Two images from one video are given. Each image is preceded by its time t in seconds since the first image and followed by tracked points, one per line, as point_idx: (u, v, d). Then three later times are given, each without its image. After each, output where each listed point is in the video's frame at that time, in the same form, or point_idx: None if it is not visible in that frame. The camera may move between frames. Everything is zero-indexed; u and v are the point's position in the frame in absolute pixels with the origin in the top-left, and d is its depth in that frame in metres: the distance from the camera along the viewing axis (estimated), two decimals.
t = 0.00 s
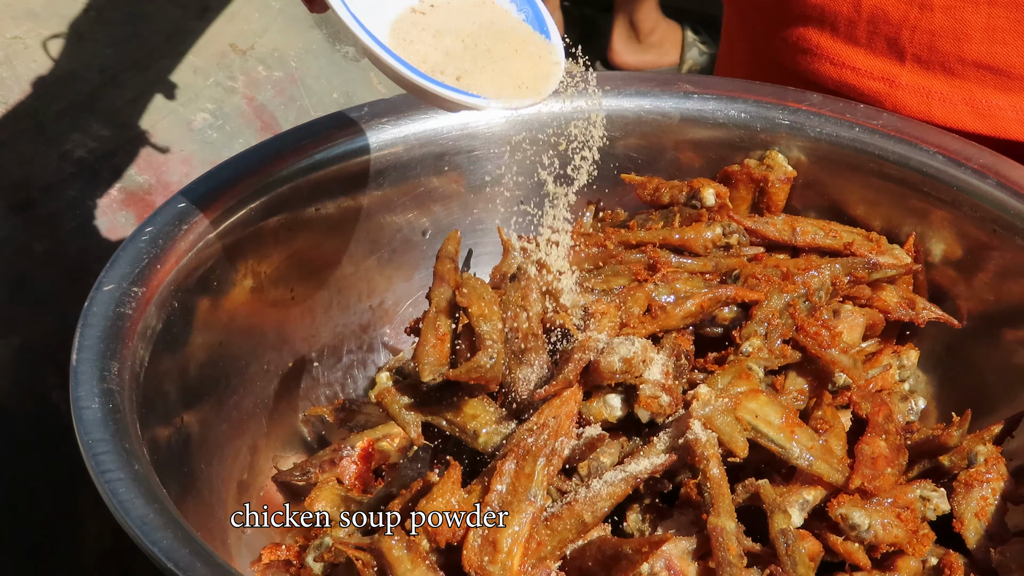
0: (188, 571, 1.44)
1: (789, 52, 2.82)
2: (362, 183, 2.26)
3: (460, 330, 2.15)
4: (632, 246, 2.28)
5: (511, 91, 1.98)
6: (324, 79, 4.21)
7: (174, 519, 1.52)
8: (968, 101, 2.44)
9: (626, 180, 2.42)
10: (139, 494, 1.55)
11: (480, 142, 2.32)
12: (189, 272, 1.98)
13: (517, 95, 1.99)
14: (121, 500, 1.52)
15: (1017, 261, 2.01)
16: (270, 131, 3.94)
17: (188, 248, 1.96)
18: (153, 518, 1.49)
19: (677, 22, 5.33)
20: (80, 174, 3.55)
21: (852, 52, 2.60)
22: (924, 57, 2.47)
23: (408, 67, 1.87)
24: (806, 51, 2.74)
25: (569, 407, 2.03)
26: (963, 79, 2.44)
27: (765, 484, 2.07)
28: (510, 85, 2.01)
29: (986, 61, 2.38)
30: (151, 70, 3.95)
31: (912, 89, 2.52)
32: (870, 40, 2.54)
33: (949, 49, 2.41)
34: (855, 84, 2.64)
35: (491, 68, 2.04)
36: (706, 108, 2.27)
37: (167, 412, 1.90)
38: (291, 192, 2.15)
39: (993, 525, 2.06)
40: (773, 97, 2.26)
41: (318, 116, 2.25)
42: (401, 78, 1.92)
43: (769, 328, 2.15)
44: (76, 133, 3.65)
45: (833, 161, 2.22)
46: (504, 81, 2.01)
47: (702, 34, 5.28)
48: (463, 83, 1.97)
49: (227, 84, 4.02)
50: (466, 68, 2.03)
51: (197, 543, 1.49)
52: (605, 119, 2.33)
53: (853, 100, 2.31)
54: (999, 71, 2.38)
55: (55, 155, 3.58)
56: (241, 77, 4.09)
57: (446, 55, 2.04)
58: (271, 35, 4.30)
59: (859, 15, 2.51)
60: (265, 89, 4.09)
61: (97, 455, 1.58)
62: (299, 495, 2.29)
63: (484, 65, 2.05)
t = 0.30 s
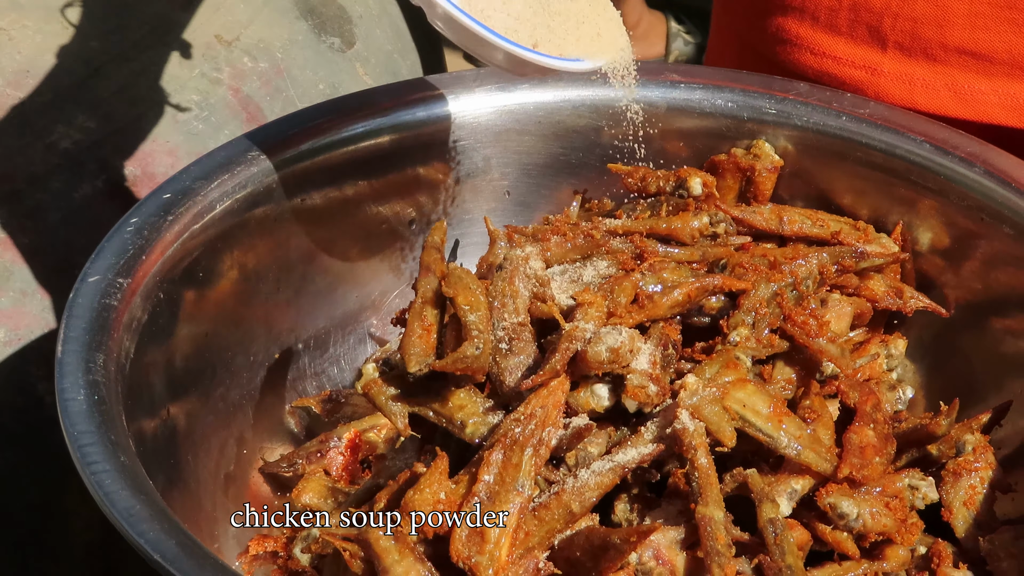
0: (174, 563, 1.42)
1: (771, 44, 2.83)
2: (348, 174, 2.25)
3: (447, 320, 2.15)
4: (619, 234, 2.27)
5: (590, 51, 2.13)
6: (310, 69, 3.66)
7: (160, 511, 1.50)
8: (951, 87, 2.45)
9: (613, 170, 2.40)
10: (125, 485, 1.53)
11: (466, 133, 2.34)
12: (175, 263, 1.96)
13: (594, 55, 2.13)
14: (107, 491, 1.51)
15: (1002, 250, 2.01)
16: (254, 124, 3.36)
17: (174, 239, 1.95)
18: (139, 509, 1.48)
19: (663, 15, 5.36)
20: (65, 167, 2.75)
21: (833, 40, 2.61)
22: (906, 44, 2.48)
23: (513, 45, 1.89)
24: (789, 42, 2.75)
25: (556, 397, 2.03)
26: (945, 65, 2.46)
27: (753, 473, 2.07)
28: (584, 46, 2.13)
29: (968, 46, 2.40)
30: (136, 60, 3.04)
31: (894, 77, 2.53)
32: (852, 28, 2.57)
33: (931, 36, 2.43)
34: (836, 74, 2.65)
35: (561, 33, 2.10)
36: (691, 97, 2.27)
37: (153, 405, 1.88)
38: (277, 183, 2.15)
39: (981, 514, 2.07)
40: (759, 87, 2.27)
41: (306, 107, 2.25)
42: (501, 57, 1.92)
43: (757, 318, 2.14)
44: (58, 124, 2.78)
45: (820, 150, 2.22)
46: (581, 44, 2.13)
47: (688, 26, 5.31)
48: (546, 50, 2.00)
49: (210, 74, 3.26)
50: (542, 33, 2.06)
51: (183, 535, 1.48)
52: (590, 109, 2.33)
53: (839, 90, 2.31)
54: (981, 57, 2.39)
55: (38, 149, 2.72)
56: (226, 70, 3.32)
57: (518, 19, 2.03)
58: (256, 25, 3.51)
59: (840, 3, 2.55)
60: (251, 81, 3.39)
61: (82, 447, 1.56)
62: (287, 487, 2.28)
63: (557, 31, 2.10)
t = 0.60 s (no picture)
0: (167, 552, 1.41)
1: (772, 32, 2.83)
2: (340, 163, 2.25)
3: (440, 309, 2.15)
4: (611, 222, 2.24)
5: (673, 108, 2.09)
6: (301, 58, 3.79)
7: (153, 500, 1.49)
8: (951, 74, 2.46)
9: (605, 157, 2.42)
10: (117, 475, 1.52)
11: (458, 121, 2.35)
12: (167, 253, 1.95)
13: (677, 113, 2.09)
14: (99, 480, 1.49)
15: (996, 237, 2.01)
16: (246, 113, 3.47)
17: (166, 228, 1.95)
18: (131, 499, 1.47)
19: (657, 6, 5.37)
20: (56, 156, 2.79)
21: (835, 27, 2.62)
22: (908, 31, 2.49)
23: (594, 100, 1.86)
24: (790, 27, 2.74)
25: (549, 386, 2.02)
26: (946, 53, 2.45)
27: (747, 461, 2.06)
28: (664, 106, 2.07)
29: (970, 35, 2.39)
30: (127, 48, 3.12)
31: (896, 63, 2.54)
32: (853, 15, 2.57)
33: (933, 23, 2.43)
34: (838, 60, 2.66)
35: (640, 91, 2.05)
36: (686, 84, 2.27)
37: (145, 394, 1.87)
38: (270, 171, 2.14)
39: (975, 501, 2.07)
40: (752, 75, 2.27)
41: (300, 95, 2.24)
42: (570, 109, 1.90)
43: (750, 306, 2.15)
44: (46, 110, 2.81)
45: (812, 138, 2.22)
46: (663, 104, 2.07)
47: (681, 17, 5.33)
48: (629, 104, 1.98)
49: (202, 64, 3.35)
50: (623, 92, 2.02)
51: (176, 524, 1.47)
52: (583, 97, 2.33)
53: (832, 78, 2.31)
54: (983, 45, 2.39)
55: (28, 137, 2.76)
56: (218, 59, 3.43)
57: (592, 78, 2.01)
58: (247, 15, 3.62)
59: None
60: (242, 70, 3.50)
61: (74, 437, 1.55)
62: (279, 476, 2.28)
63: (639, 91, 2.06)
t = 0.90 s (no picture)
0: (162, 542, 1.41)
1: (775, 25, 2.82)
2: (334, 153, 2.24)
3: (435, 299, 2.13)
4: (607, 212, 2.27)
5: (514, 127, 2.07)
6: (295, 48, 3.90)
7: (148, 490, 1.49)
8: (957, 64, 2.46)
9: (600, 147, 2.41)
10: (111, 465, 1.52)
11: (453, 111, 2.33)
12: (161, 244, 1.95)
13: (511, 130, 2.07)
14: (93, 471, 1.49)
15: (992, 226, 2.01)
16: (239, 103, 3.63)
17: (160, 218, 1.94)
18: (126, 489, 1.46)
19: None
20: (51, 148, 3.16)
21: (838, 20, 2.61)
22: (912, 22, 2.48)
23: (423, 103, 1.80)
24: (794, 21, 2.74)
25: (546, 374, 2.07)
26: (952, 43, 2.45)
27: (743, 450, 2.06)
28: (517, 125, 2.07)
29: (975, 24, 2.39)
30: (121, 40, 3.43)
31: (901, 55, 2.53)
32: (857, 8, 2.57)
33: (938, 14, 2.43)
34: (842, 53, 2.65)
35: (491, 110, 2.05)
36: (680, 73, 2.26)
37: (140, 384, 1.87)
38: (263, 162, 2.14)
39: (972, 491, 2.07)
40: (746, 64, 2.26)
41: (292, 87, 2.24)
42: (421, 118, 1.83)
43: (746, 294, 2.13)
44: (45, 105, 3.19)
45: (807, 127, 2.22)
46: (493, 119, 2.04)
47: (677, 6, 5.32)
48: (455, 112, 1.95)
49: (196, 54, 3.58)
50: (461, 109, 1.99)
51: (171, 514, 1.46)
52: (577, 85, 2.32)
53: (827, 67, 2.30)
54: (988, 34, 2.39)
55: (24, 129, 3.14)
56: (213, 50, 3.63)
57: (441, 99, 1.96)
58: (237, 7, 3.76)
59: None
60: (236, 61, 3.68)
61: (69, 427, 1.55)
62: (275, 466, 2.27)
63: (476, 108, 2.03)
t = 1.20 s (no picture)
0: (168, 535, 1.41)
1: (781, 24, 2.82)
2: (337, 144, 2.24)
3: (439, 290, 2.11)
4: (611, 203, 2.26)
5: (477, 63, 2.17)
6: (297, 41, 3.91)
7: (153, 483, 1.48)
8: (966, 63, 2.46)
9: (603, 139, 2.40)
10: (117, 458, 1.51)
11: (455, 103, 2.33)
12: (165, 235, 1.94)
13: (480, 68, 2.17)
14: (99, 463, 1.49)
15: (996, 218, 2.01)
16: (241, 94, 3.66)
17: (164, 210, 1.93)
18: (132, 481, 1.46)
19: None
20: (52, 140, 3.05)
21: (846, 20, 2.61)
22: (921, 22, 2.49)
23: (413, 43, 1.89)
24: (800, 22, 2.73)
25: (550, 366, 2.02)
26: (960, 42, 2.46)
27: (748, 442, 2.05)
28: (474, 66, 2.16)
29: (985, 23, 2.40)
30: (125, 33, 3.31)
31: (910, 54, 2.53)
32: (866, 7, 2.57)
33: (947, 13, 2.44)
34: (849, 52, 2.65)
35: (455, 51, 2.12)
36: (683, 64, 2.26)
37: (144, 376, 1.86)
38: (266, 154, 2.13)
39: (977, 482, 2.08)
40: (749, 55, 2.25)
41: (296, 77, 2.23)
42: (369, 28, 1.88)
43: (751, 286, 2.12)
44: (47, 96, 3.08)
45: (811, 118, 2.22)
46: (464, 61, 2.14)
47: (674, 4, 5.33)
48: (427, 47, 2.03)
49: (197, 47, 3.64)
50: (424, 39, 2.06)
51: (176, 506, 1.46)
52: (580, 77, 2.31)
53: (831, 58, 2.30)
54: (998, 33, 2.40)
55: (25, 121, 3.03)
56: (214, 42, 3.71)
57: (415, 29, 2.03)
58: None
59: None
60: (239, 52, 3.74)
61: (73, 420, 1.54)
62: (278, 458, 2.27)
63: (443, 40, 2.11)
